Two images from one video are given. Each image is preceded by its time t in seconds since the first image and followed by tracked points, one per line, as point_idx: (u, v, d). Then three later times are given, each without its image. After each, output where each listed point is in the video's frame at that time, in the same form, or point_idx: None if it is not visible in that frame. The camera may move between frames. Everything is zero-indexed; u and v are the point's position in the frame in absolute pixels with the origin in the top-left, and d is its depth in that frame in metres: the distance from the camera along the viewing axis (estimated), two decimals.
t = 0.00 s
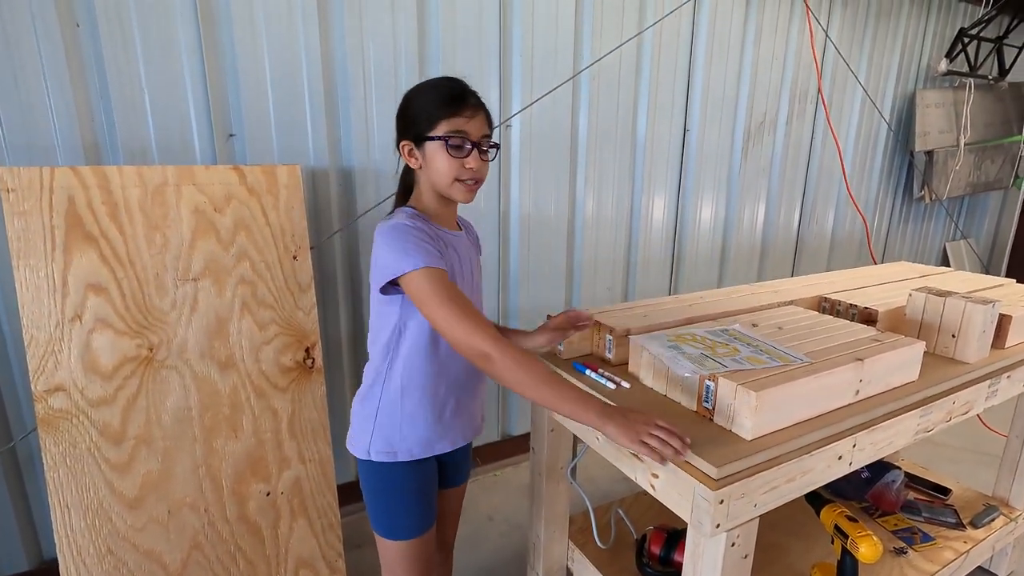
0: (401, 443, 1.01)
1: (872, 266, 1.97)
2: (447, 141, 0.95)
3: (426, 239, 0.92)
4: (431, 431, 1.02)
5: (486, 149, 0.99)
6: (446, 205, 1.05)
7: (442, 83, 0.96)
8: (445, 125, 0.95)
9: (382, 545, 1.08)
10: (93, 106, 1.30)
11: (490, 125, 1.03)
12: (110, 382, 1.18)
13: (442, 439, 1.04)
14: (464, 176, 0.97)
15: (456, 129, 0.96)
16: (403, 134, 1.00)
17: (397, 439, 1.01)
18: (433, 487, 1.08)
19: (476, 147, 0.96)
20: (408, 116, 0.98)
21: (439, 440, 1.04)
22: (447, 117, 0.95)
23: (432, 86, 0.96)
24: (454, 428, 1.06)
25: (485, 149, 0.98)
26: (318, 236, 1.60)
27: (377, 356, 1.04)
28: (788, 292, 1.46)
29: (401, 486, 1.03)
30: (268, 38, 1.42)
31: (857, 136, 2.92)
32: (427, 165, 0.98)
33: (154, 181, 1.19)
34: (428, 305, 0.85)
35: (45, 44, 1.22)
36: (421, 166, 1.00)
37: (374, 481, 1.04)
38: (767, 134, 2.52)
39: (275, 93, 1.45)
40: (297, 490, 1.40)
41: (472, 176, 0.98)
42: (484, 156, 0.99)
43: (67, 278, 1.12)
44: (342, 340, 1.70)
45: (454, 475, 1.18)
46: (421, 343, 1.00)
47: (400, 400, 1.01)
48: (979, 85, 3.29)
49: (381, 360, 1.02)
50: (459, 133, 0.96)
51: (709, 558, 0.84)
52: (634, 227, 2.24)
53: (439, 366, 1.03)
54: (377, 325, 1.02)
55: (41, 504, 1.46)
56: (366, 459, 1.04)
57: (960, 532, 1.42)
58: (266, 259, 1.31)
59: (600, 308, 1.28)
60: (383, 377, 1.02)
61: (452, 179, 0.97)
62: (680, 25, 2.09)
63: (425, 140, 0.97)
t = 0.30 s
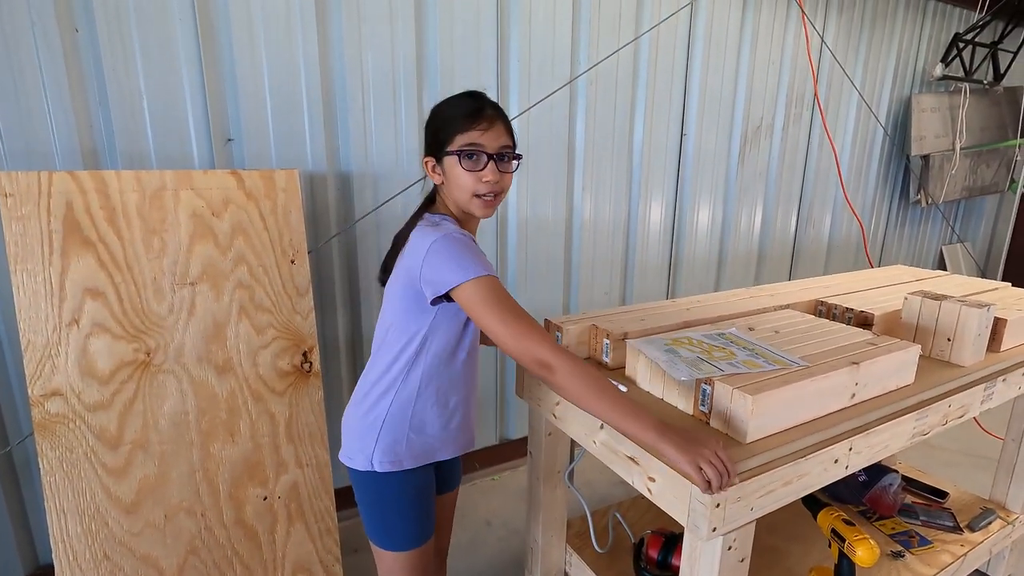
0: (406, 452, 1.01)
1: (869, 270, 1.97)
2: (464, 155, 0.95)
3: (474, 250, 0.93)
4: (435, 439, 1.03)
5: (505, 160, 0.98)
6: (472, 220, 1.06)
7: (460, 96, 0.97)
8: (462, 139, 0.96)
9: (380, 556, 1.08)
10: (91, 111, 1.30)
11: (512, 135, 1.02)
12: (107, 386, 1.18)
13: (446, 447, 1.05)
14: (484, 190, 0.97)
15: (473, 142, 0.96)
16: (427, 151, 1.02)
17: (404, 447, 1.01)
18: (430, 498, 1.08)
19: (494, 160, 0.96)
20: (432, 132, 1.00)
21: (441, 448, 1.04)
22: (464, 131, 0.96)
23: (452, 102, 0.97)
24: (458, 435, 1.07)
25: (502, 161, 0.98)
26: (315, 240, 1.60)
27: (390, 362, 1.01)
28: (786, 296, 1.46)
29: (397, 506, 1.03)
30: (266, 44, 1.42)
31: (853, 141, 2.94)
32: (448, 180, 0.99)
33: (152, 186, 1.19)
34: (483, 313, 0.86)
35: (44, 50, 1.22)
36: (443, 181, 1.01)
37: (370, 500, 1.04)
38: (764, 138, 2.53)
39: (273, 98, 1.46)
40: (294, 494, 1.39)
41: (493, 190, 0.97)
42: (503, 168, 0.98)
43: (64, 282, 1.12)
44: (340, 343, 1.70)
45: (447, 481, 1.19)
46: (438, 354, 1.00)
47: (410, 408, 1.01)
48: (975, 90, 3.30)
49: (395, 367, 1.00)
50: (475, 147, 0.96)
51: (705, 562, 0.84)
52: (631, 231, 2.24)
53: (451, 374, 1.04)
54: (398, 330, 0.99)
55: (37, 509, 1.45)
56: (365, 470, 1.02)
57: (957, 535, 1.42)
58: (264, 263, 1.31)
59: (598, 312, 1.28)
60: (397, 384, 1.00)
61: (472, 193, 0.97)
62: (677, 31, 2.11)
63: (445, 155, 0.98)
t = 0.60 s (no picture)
0: (416, 455, 1.00)
1: (868, 272, 1.98)
2: (462, 151, 0.95)
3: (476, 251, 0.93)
4: (442, 440, 1.03)
5: (501, 156, 0.98)
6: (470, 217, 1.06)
7: (454, 93, 0.97)
8: (458, 135, 0.96)
9: (385, 559, 1.08)
10: (91, 115, 1.30)
11: (507, 131, 1.02)
12: (105, 390, 1.18)
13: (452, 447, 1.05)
14: (483, 186, 0.97)
15: (469, 138, 0.96)
16: (421, 149, 1.02)
17: (413, 450, 1.00)
18: (440, 503, 1.07)
19: (491, 155, 0.96)
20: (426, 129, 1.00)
21: (448, 449, 1.04)
22: (459, 127, 0.96)
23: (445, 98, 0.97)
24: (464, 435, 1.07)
25: (499, 156, 0.98)
26: (315, 244, 1.60)
27: (399, 366, 1.01)
28: (785, 299, 1.46)
29: (407, 510, 1.02)
30: (266, 47, 1.43)
31: (852, 145, 2.95)
32: (446, 178, 0.99)
33: (152, 189, 1.19)
34: (488, 316, 0.86)
35: (43, 54, 1.22)
36: (440, 179, 1.01)
37: (378, 504, 1.04)
38: (762, 142, 2.53)
39: (273, 101, 1.46)
40: (293, 498, 1.39)
41: (492, 185, 0.98)
42: (500, 163, 0.98)
43: (63, 286, 1.12)
44: (340, 347, 1.70)
45: (455, 485, 1.19)
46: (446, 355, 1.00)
47: (419, 411, 1.00)
48: (972, 93, 3.31)
49: (404, 370, 1.00)
50: (472, 143, 0.96)
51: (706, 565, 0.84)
52: (630, 234, 2.25)
53: (458, 376, 1.04)
54: (407, 334, 1.00)
55: (36, 513, 1.45)
56: (374, 473, 1.02)
57: (957, 538, 1.42)
58: (263, 266, 1.31)
59: (598, 315, 1.28)
60: (405, 388, 1.00)
61: (471, 189, 0.97)
62: (676, 35, 2.12)
63: (441, 152, 0.98)
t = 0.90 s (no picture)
0: (419, 456, 1.00)
1: (868, 274, 1.97)
2: (463, 152, 0.95)
3: (480, 253, 0.93)
4: (443, 442, 1.03)
5: (503, 155, 0.98)
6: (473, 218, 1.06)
7: (453, 95, 0.97)
8: (459, 137, 0.96)
9: (386, 559, 1.07)
10: (92, 117, 1.30)
11: (507, 131, 1.02)
12: (106, 392, 1.18)
13: (453, 449, 1.05)
14: (485, 187, 0.97)
15: (470, 140, 0.96)
16: (422, 152, 1.02)
17: (417, 452, 1.00)
18: (441, 502, 1.07)
19: (492, 155, 0.96)
20: (426, 132, 1.00)
21: (449, 451, 1.04)
22: (460, 129, 0.96)
23: (444, 100, 0.98)
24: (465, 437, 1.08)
25: (500, 156, 0.98)
26: (315, 246, 1.60)
27: (402, 368, 1.01)
28: (786, 301, 1.46)
29: (410, 512, 1.02)
30: (267, 50, 1.43)
31: (852, 148, 2.96)
32: (448, 180, 0.99)
33: (152, 191, 1.19)
34: (491, 317, 0.86)
35: (45, 56, 1.22)
36: (441, 181, 1.01)
37: (380, 505, 1.03)
38: (762, 144, 2.54)
39: (274, 103, 1.46)
40: (294, 501, 1.39)
41: (494, 185, 0.98)
42: (502, 162, 0.98)
43: (64, 288, 1.12)
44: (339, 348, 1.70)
45: (455, 486, 1.19)
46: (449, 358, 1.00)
47: (422, 413, 1.00)
48: (970, 95, 3.32)
49: (408, 372, 1.00)
50: (473, 144, 0.96)
51: (708, 567, 0.84)
52: (631, 236, 2.25)
53: (460, 377, 1.04)
54: (410, 337, 0.99)
55: (36, 516, 1.45)
56: (376, 475, 1.02)
57: (959, 540, 1.42)
58: (264, 268, 1.31)
59: (599, 317, 1.28)
60: (408, 390, 1.00)
61: (473, 190, 0.97)
62: (675, 38, 2.12)
63: (442, 154, 0.98)
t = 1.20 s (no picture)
0: (417, 458, 1.00)
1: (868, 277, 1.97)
2: (457, 156, 0.96)
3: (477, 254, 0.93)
4: (438, 443, 1.03)
5: (497, 158, 0.99)
6: (468, 218, 1.06)
7: (448, 97, 0.96)
8: (453, 140, 0.96)
9: (385, 561, 1.07)
10: (93, 120, 1.30)
11: (501, 133, 1.02)
12: (107, 395, 1.18)
13: (449, 451, 1.05)
14: (479, 189, 0.97)
15: (464, 143, 0.96)
16: (416, 154, 1.02)
17: (414, 454, 1.00)
18: (439, 504, 1.07)
19: (486, 158, 0.97)
20: (420, 135, 1.00)
21: (444, 453, 1.04)
22: (454, 132, 0.96)
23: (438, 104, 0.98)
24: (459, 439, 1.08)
25: (494, 158, 0.98)
26: (316, 248, 1.60)
27: (398, 369, 1.01)
28: (786, 303, 1.46)
29: (408, 515, 1.02)
30: (268, 53, 1.43)
31: (852, 150, 2.96)
32: (442, 183, 0.99)
33: (154, 194, 1.19)
34: (492, 315, 0.86)
35: (47, 59, 1.23)
36: (436, 183, 1.01)
37: (377, 508, 1.03)
38: (762, 147, 2.54)
39: (275, 105, 1.46)
40: (294, 503, 1.39)
41: (488, 188, 0.98)
42: (496, 165, 0.99)
43: (66, 290, 1.12)
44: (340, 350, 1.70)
45: (453, 488, 1.19)
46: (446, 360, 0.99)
47: (419, 414, 1.00)
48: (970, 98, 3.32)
49: (403, 374, 1.00)
50: (468, 147, 0.96)
51: (710, 570, 0.84)
52: (631, 237, 2.25)
53: (456, 379, 1.04)
54: (405, 338, 0.99)
55: (36, 518, 1.45)
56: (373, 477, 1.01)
57: (960, 542, 1.41)
58: (265, 270, 1.31)
59: (600, 319, 1.28)
60: (405, 392, 1.00)
61: (467, 193, 0.98)
62: (676, 40, 2.12)
63: (437, 157, 0.98)
